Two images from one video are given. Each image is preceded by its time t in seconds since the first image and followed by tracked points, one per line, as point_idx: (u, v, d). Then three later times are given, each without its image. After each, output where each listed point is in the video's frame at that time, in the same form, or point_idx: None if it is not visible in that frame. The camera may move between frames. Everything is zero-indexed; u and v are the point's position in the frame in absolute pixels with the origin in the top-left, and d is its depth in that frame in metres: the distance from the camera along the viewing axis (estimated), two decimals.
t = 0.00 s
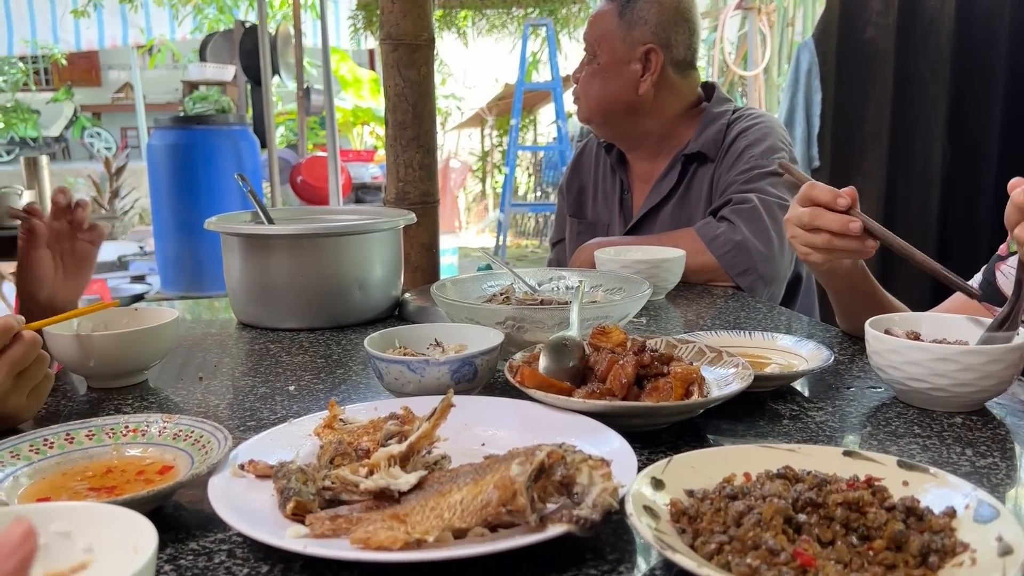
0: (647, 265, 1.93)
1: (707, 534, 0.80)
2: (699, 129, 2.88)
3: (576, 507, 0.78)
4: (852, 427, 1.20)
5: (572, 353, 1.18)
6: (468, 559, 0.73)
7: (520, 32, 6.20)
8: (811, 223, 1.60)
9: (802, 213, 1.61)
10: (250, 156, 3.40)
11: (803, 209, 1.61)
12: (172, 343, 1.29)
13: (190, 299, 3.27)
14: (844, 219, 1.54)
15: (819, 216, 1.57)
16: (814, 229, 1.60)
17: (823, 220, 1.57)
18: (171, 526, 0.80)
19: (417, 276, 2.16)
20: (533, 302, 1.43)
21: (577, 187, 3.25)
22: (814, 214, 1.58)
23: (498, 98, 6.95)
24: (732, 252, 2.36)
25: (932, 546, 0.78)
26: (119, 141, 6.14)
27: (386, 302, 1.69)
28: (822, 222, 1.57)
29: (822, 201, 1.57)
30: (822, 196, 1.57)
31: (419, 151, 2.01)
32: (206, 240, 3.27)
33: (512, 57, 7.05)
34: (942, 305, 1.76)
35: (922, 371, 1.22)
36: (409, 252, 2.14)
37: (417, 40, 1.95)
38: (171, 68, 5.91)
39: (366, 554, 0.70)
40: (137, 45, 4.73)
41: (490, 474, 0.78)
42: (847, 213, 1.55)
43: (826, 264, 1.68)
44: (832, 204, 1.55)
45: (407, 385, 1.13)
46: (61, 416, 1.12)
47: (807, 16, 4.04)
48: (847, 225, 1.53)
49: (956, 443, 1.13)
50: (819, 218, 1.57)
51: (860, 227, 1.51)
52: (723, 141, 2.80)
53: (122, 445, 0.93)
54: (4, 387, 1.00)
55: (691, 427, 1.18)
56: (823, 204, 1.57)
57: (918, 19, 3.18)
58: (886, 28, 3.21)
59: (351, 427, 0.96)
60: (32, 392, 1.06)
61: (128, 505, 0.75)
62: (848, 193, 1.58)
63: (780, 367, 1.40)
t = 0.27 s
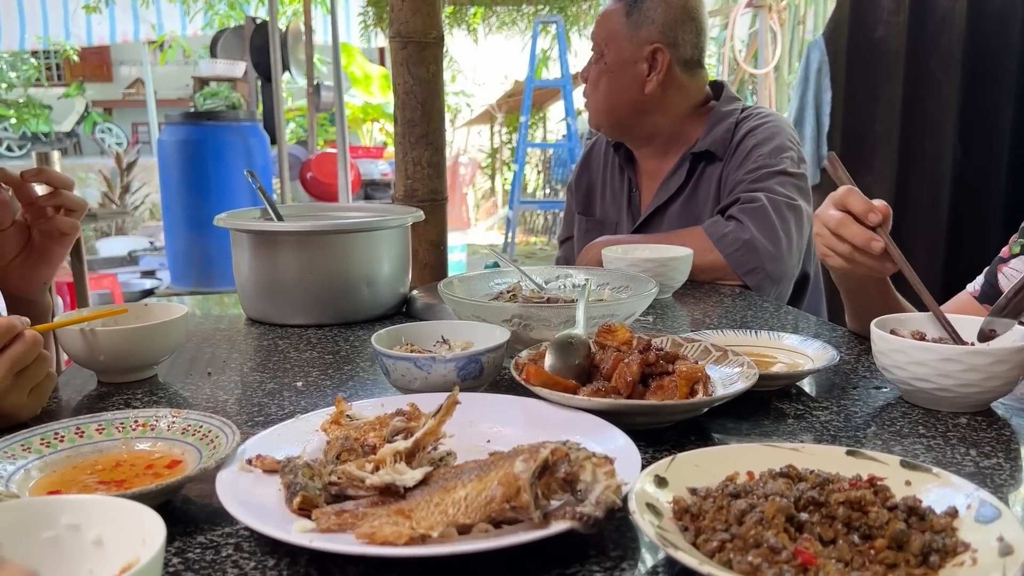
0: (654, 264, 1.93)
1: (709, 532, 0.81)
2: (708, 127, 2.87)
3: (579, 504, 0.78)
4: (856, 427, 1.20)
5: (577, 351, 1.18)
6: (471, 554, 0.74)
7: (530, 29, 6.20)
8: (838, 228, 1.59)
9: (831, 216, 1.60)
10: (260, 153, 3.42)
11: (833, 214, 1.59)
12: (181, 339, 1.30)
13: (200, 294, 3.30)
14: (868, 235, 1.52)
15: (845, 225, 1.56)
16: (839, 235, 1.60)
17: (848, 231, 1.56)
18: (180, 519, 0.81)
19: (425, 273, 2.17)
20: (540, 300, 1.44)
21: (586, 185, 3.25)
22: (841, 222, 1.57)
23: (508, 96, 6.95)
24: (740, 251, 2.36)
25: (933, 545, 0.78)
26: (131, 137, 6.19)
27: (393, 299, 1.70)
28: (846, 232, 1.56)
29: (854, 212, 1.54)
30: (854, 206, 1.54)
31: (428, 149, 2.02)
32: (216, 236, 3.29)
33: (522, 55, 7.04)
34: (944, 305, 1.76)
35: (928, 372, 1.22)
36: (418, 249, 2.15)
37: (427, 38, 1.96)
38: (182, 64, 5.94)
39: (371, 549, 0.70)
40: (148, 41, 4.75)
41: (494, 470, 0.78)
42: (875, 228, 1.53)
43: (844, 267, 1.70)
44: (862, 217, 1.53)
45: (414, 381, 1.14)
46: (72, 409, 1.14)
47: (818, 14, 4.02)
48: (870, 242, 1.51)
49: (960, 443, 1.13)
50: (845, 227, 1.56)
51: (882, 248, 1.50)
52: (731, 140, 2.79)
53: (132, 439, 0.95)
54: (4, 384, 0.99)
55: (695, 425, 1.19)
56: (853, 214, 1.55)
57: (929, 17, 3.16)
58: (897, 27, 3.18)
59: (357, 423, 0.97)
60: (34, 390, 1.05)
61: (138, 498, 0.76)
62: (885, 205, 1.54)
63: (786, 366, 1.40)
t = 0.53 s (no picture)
0: (668, 264, 1.92)
1: (725, 537, 0.80)
2: (721, 126, 2.85)
3: (595, 507, 0.78)
4: (873, 431, 1.19)
5: (591, 352, 1.18)
6: (486, 556, 0.73)
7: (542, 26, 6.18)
8: (837, 214, 1.60)
9: (831, 202, 1.61)
10: (272, 149, 3.42)
11: (833, 199, 1.60)
12: (195, 336, 1.30)
13: (212, 289, 3.31)
14: (867, 218, 1.53)
15: (845, 209, 1.57)
16: (838, 221, 1.61)
17: (848, 214, 1.57)
18: (194, 518, 0.81)
19: (437, 271, 2.17)
20: (553, 299, 1.43)
21: (599, 183, 3.24)
22: (841, 207, 1.58)
23: (520, 92, 6.93)
24: (754, 251, 2.35)
25: (954, 555, 0.77)
26: (144, 132, 6.20)
27: (406, 297, 1.70)
28: (846, 216, 1.58)
29: (853, 195, 1.55)
30: (854, 189, 1.55)
31: (441, 147, 2.01)
32: (228, 232, 3.30)
33: (534, 52, 7.03)
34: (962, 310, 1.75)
35: (945, 376, 1.21)
36: (430, 247, 2.14)
37: (441, 36, 1.95)
38: (194, 60, 5.96)
39: (386, 550, 0.70)
40: (161, 36, 4.76)
41: (510, 473, 0.78)
42: (873, 212, 1.54)
43: (847, 256, 1.69)
44: (861, 201, 1.54)
45: (427, 381, 1.14)
46: (86, 406, 1.14)
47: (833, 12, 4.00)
48: (868, 224, 1.53)
49: (979, 449, 1.12)
50: (844, 211, 1.57)
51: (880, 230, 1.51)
52: (745, 138, 2.78)
53: (147, 437, 0.95)
54: (15, 379, 0.98)
55: (709, 428, 1.18)
56: (852, 197, 1.56)
57: (946, 16, 3.13)
58: (913, 25, 3.15)
59: (371, 422, 0.97)
60: (47, 387, 1.04)
61: (153, 497, 0.76)
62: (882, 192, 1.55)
63: (801, 369, 1.39)
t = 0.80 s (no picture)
0: (686, 264, 1.91)
1: (746, 543, 0.79)
2: (738, 126, 2.83)
3: (615, 512, 0.77)
4: (894, 436, 1.18)
5: (609, 354, 1.17)
6: (506, 560, 0.73)
7: (558, 24, 6.16)
8: (871, 229, 1.58)
9: (864, 217, 1.59)
10: (288, 145, 3.43)
11: (866, 214, 1.58)
12: (214, 333, 1.31)
13: (228, 285, 3.33)
14: (902, 237, 1.51)
15: (879, 226, 1.55)
16: (871, 237, 1.59)
17: (881, 231, 1.55)
18: (215, 516, 0.81)
19: (453, 270, 2.16)
20: (571, 300, 1.43)
21: (615, 182, 3.22)
22: (874, 223, 1.56)
23: (535, 90, 6.92)
24: (772, 252, 2.34)
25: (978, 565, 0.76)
26: (160, 128, 6.24)
27: (423, 296, 1.70)
28: (880, 233, 1.56)
29: (887, 212, 1.54)
30: (888, 207, 1.53)
31: (458, 146, 2.01)
32: (245, 228, 3.31)
33: (550, 49, 7.01)
34: (978, 313, 1.72)
35: (966, 381, 1.19)
36: (446, 246, 2.14)
37: (459, 35, 1.95)
38: (211, 56, 6.00)
39: (406, 552, 0.70)
40: (179, 31, 4.79)
41: (530, 476, 0.78)
42: (908, 231, 1.52)
43: (874, 269, 1.69)
44: (896, 219, 1.52)
45: (445, 381, 1.14)
46: (107, 402, 1.14)
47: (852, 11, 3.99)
48: (903, 244, 1.51)
49: (1002, 455, 1.10)
50: (878, 228, 1.55)
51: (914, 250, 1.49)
52: (762, 138, 2.76)
53: (167, 435, 0.95)
54: (37, 374, 0.99)
55: (728, 432, 1.17)
56: (886, 214, 1.54)
57: (967, 15, 3.09)
58: (932, 25, 3.14)
59: (390, 423, 0.97)
60: (68, 384, 1.05)
61: (174, 496, 0.76)
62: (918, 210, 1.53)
63: (820, 373, 1.37)
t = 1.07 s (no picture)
0: (700, 262, 1.89)
1: (763, 546, 0.78)
2: (752, 123, 2.80)
3: (629, 513, 0.76)
4: (912, 438, 1.16)
5: (623, 352, 1.16)
6: (518, 560, 0.72)
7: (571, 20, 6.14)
8: (896, 227, 1.56)
9: (889, 214, 1.57)
10: (301, 140, 3.43)
11: (891, 212, 1.56)
12: (224, 328, 1.30)
13: (240, 279, 3.33)
14: (927, 235, 1.49)
15: (905, 223, 1.53)
16: (896, 235, 1.57)
17: (907, 229, 1.53)
18: (224, 512, 0.80)
19: (464, 266, 2.15)
20: (583, 298, 1.41)
21: (627, 178, 3.20)
22: (900, 220, 1.54)
23: (547, 86, 6.91)
24: (786, 251, 2.31)
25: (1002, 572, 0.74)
26: (174, 122, 6.26)
27: (434, 291, 1.69)
28: (906, 231, 1.53)
29: (912, 210, 1.51)
30: (914, 204, 1.51)
31: (471, 141, 2.00)
32: (256, 222, 3.32)
33: (563, 46, 6.99)
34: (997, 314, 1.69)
35: (986, 383, 1.17)
36: (458, 242, 2.13)
37: (472, 29, 1.94)
38: (224, 51, 6.02)
39: (417, 551, 0.69)
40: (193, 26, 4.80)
41: (542, 476, 0.76)
42: (934, 229, 1.49)
43: (897, 270, 1.67)
44: (922, 217, 1.50)
45: (457, 378, 1.13)
46: (117, 396, 1.14)
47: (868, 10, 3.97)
48: (929, 242, 1.48)
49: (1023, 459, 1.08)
50: (904, 225, 1.53)
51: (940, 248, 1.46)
52: (777, 135, 2.73)
53: (177, 429, 0.95)
54: (45, 367, 0.98)
55: (742, 432, 1.15)
56: (912, 212, 1.52)
57: (987, 12, 3.04)
58: (950, 22, 3.10)
59: (401, 419, 0.96)
60: (76, 378, 1.04)
61: (183, 491, 0.75)
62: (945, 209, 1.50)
63: (836, 373, 1.35)
